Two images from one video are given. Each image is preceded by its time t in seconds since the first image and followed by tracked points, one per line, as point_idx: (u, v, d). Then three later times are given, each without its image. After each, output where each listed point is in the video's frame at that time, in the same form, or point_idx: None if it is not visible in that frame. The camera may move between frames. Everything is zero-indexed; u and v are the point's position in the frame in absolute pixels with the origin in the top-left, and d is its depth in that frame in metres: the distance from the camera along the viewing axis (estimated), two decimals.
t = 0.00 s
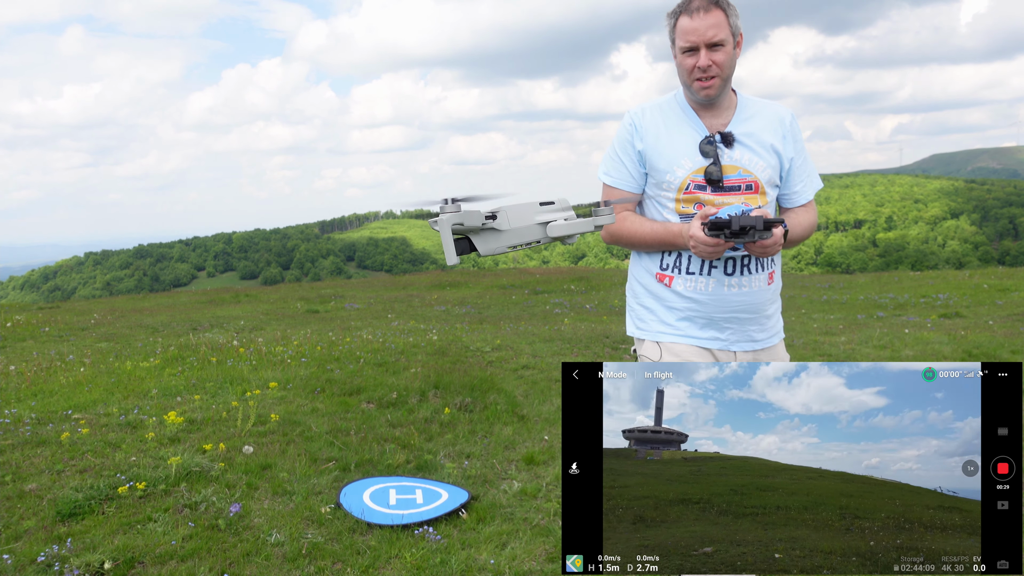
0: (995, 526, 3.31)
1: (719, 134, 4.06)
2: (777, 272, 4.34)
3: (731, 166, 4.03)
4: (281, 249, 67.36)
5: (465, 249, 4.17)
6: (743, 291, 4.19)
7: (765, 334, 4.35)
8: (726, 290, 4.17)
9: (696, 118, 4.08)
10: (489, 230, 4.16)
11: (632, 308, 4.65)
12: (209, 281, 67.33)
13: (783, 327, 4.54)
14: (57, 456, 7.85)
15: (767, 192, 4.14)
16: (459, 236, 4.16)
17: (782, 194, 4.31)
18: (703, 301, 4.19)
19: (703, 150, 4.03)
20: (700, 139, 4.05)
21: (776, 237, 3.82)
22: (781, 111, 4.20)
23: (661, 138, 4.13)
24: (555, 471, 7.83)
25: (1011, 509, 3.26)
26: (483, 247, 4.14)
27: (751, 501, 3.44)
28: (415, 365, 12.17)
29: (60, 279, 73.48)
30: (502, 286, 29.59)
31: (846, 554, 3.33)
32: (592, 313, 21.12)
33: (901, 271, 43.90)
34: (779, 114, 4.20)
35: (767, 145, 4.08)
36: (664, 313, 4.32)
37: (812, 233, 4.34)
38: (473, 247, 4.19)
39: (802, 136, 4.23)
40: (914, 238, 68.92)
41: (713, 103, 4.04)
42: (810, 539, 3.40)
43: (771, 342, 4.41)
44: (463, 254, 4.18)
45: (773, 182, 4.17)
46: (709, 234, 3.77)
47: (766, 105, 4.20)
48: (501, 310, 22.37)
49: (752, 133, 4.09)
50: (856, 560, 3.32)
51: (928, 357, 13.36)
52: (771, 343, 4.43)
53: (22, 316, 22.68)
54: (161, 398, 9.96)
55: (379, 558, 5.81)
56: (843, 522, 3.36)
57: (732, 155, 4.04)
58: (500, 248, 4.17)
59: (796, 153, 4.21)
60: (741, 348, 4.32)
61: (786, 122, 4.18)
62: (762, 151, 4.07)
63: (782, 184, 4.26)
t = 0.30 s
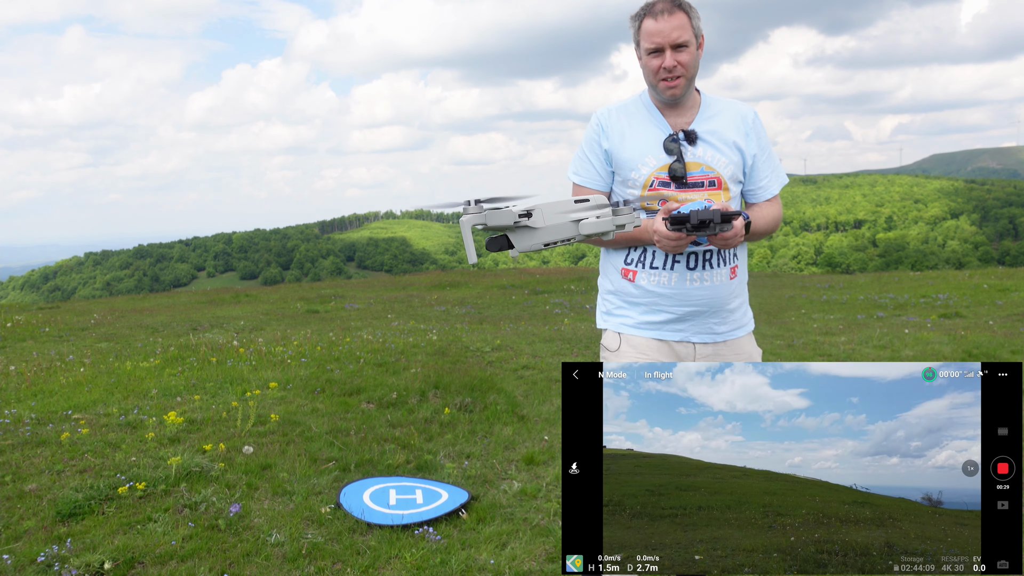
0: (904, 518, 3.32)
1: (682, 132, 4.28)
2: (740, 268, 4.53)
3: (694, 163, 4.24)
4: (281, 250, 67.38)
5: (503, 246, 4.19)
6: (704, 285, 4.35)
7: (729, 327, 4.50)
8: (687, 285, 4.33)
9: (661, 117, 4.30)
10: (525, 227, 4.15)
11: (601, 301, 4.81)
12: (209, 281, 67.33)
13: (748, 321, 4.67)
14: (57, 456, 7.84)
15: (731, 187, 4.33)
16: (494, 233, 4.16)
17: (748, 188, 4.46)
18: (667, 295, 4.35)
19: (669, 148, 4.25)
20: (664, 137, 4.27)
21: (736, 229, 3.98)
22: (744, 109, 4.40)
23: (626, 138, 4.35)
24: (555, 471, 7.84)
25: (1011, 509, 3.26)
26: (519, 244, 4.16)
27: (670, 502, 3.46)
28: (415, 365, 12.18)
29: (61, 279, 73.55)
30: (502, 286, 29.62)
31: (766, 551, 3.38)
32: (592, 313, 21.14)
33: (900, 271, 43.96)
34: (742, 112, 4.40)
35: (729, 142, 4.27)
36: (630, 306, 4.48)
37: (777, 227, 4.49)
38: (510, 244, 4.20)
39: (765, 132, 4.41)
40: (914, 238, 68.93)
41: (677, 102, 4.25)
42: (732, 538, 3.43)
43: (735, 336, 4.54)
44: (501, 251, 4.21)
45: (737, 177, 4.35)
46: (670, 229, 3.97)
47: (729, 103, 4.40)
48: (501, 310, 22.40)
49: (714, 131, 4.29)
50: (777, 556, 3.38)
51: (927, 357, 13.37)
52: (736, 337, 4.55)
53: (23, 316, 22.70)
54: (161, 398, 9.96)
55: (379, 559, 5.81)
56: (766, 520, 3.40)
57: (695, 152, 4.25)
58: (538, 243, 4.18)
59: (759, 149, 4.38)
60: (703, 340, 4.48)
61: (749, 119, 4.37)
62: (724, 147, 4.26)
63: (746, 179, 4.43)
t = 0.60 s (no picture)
0: (832, 514, 3.35)
1: (615, 136, 4.17)
2: (677, 270, 4.38)
3: (627, 167, 4.13)
4: (281, 249, 67.37)
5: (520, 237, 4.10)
6: (643, 288, 4.20)
7: (672, 329, 4.32)
8: (625, 289, 4.18)
9: (593, 123, 4.21)
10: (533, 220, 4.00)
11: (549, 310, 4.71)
12: (208, 281, 67.36)
13: (695, 322, 4.50)
14: (57, 456, 7.84)
15: (666, 188, 4.22)
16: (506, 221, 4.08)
17: (685, 190, 4.36)
18: (604, 300, 4.21)
19: (601, 152, 4.13)
20: (597, 143, 4.17)
21: (671, 237, 3.97)
22: (676, 111, 4.32)
23: (559, 145, 4.26)
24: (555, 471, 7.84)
25: (1011, 509, 3.26)
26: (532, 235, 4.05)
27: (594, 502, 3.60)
28: (415, 365, 12.20)
29: (61, 279, 73.60)
30: (502, 286, 29.66)
31: (695, 553, 3.45)
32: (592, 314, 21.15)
33: (900, 271, 44.03)
34: (675, 114, 4.31)
35: (662, 143, 4.17)
36: (571, 314, 4.36)
37: (714, 229, 4.44)
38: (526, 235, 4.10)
39: (699, 133, 4.31)
40: (914, 238, 68.98)
41: (612, 109, 4.18)
42: (659, 542, 3.51)
43: (681, 338, 4.37)
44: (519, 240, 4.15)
45: (671, 179, 4.24)
46: (608, 239, 3.92)
47: (662, 107, 4.32)
48: (501, 310, 22.41)
49: (647, 133, 4.19)
50: (706, 558, 3.44)
51: (927, 357, 13.39)
52: (682, 337, 4.39)
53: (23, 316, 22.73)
54: (161, 398, 9.97)
55: (379, 559, 5.81)
56: (695, 521, 3.44)
57: (627, 157, 4.15)
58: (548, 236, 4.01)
59: (693, 151, 4.28)
60: (644, 345, 4.29)
61: (682, 121, 4.28)
62: (656, 150, 4.16)
63: (682, 180, 4.32)
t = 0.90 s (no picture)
0: (745, 514, 3.42)
1: (551, 137, 4.14)
2: (621, 265, 4.42)
3: (563, 168, 4.11)
4: (281, 249, 67.36)
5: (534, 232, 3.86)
6: (586, 288, 4.20)
7: (617, 326, 4.33)
8: (568, 288, 4.18)
9: (529, 125, 4.18)
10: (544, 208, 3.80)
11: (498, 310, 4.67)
12: (208, 281, 67.29)
13: (640, 315, 4.52)
14: (57, 456, 7.85)
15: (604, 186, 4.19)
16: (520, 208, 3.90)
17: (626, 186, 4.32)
18: (549, 300, 4.20)
19: (538, 153, 4.07)
20: (533, 144, 4.14)
21: (601, 239, 3.93)
22: (613, 109, 4.28)
23: (495, 147, 4.24)
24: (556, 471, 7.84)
25: (1011, 509, 3.25)
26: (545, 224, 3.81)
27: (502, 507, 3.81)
28: (415, 365, 12.19)
29: (61, 279, 73.55)
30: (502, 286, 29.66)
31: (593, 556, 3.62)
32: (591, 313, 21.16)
33: (901, 271, 43.95)
34: (611, 111, 4.27)
35: (598, 143, 4.14)
36: (518, 314, 4.35)
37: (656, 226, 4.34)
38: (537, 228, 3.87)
39: (637, 130, 4.29)
40: (914, 238, 68.94)
41: (546, 109, 4.14)
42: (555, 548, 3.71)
43: (628, 332, 4.37)
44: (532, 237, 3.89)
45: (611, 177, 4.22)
46: (540, 240, 3.89)
47: (599, 104, 4.28)
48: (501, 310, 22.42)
49: (583, 132, 4.16)
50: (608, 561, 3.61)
51: (928, 357, 13.39)
52: (628, 333, 4.39)
53: (23, 316, 22.70)
54: (161, 398, 9.97)
55: (379, 559, 5.81)
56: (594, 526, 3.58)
57: (563, 158, 4.12)
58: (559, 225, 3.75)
59: (631, 148, 4.27)
60: (590, 343, 4.30)
61: (619, 119, 4.25)
62: (592, 149, 4.14)
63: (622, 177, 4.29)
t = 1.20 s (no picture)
0: (656, 517, 3.46)
1: (538, 138, 4.11)
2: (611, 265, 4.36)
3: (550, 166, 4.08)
4: (281, 249, 67.30)
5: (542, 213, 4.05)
6: (574, 287, 4.16)
7: (608, 328, 4.27)
8: (556, 288, 4.15)
9: (516, 126, 4.16)
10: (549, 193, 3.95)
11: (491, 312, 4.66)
12: (208, 280, 67.21)
13: (631, 317, 4.45)
14: (56, 456, 7.83)
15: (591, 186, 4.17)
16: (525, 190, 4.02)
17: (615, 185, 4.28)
18: (538, 300, 4.18)
19: (525, 152, 4.05)
20: (521, 145, 4.12)
21: (587, 238, 3.82)
22: (601, 108, 4.25)
23: (483, 148, 4.23)
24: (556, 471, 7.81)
25: (1011, 509, 3.23)
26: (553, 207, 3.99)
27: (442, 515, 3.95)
28: (415, 365, 12.17)
29: (60, 279, 73.47)
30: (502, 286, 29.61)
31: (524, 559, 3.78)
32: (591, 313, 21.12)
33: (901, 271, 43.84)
34: (598, 110, 4.24)
35: (584, 142, 4.11)
36: (508, 315, 4.33)
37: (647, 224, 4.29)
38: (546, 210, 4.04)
39: (625, 130, 4.25)
40: (914, 238, 68.84)
41: (533, 110, 4.11)
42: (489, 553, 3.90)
43: (616, 337, 4.31)
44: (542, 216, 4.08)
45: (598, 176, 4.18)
46: (524, 240, 3.82)
47: (586, 104, 4.24)
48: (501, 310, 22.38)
49: (569, 132, 4.12)
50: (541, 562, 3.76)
51: (929, 356, 13.34)
52: (617, 337, 4.33)
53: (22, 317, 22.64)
54: (160, 398, 9.95)
55: (379, 559, 5.78)
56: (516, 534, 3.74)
57: (550, 157, 4.09)
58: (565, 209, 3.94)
59: (618, 147, 4.23)
60: (580, 344, 4.24)
61: (607, 118, 4.22)
62: (579, 148, 4.10)
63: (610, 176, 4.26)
